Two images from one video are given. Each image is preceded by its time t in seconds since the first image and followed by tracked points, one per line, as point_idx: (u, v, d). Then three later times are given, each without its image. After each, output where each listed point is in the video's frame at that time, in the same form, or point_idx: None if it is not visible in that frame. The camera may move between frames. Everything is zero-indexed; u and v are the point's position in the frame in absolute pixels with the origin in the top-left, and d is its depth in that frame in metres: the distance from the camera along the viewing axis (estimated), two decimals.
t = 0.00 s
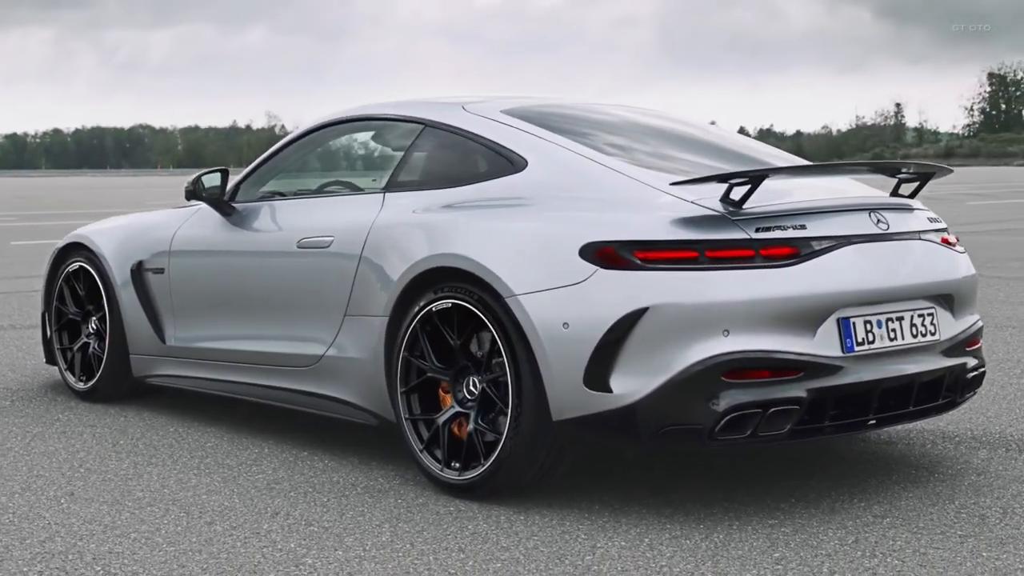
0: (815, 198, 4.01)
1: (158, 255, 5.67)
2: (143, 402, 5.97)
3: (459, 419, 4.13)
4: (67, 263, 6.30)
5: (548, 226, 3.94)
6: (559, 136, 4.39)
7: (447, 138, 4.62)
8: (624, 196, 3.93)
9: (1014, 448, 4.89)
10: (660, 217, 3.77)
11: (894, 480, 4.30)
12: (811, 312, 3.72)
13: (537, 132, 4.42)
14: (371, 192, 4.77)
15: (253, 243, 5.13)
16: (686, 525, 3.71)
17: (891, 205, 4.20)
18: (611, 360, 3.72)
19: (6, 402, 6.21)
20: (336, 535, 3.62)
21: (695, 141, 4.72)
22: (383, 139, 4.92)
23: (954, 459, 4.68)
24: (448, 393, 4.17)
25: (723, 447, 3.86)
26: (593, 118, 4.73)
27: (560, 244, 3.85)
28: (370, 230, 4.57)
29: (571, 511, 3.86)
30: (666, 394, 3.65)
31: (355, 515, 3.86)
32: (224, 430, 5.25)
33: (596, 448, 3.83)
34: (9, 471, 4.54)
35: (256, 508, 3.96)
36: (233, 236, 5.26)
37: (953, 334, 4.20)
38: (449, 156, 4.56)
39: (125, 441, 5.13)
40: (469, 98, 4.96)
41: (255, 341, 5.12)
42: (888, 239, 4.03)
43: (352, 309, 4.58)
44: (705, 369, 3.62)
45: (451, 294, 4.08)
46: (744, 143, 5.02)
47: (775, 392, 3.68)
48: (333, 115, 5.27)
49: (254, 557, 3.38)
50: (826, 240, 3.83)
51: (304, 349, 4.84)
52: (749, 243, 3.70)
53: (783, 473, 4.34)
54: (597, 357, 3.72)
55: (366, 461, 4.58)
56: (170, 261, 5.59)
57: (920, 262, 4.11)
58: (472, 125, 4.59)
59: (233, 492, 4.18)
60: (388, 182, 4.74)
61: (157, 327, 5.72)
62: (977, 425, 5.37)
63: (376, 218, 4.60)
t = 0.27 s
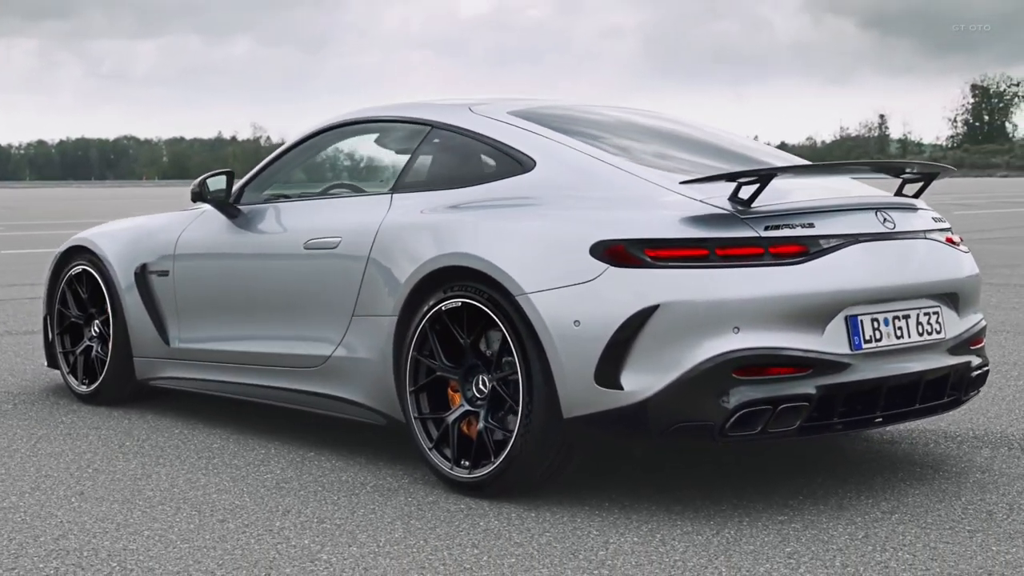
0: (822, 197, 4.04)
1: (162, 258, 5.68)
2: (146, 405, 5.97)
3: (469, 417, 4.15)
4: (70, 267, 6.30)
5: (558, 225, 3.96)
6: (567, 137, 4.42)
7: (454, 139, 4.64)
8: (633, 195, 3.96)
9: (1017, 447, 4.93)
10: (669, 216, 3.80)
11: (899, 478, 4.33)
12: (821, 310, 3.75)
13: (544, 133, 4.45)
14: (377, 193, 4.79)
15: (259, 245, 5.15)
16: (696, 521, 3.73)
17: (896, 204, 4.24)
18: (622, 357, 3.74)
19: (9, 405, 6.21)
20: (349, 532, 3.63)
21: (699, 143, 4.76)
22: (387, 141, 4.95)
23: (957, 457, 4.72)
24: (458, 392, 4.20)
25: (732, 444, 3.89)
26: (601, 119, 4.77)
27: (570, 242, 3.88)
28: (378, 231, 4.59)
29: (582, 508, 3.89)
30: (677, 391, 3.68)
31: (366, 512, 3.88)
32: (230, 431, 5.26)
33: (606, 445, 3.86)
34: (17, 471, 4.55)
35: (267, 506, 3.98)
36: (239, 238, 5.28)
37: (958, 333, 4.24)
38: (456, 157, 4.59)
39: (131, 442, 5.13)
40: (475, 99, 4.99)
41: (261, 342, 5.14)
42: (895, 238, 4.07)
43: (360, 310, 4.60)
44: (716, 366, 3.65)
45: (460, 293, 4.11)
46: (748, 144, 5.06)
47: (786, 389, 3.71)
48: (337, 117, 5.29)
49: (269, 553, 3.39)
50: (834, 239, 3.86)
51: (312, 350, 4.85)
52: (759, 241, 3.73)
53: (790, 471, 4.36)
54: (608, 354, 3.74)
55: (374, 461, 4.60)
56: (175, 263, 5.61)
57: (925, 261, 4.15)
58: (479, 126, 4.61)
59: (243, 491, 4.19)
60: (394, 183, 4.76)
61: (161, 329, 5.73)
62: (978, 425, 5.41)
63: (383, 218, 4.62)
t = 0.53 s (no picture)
0: (827, 193, 4.08)
1: (165, 257, 5.69)
2: (148, 404, 5.98)
3: (476, 412, 4.17)
4: (70, 267, 6.31)
5: (566, 221, 3.99)
6: (573, 134, 4.45)
7: (459, 137, 4.67)
8: (640, 191, 3.99)
9: (1016, 443, 4.97)
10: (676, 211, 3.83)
11: (903, 472, 4.37)
12: (827, 304, 3.79)
13: (549, 130, 4.48)
14: (382, 191, 4.81)
15: (263, 243, 5.16)
16: (704, 513, 3.76)
17: (899, 201, 4.28)
18: (631, 351, 3.77)
19: (9, 404, 6.21)
20: (360, 525, 3.65)
21: (702, 141, 4.79)
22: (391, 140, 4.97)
23: (958, 453, 4.76)
24: (465, 387, 4.22)
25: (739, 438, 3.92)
26: (605, 117, 4.80)
27: (578, 238, 3.91)
28: (384, 228, 4.61)
29: (590, 501, 3.91)
30: (686, 384, 3.71)
31: (375, 506, 3.90)
32: (234, 429, 5.27)
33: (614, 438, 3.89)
34: (23, 468, 4.55)
35: (276, 501, 3.99)
36: (242, 237, 5.29)
37: (960, 328, 4.28)
38: (461, 155, 4.61)
39: (135, 440, 5.14)
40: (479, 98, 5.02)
41: (265, 340, 5.15)
42: (898, 234, 4.11)
43: (366, 306, 4.62)
44: (724, 359, 3.68)
45: (468, 289, 4.14)
46: (749, 142, 5.10)
47: (793, 382, 3.74)
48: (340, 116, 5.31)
49: (283, 545, 3.41)
50: (840, 234, 3.90)
51: (317, 347, 4.87)
52: (766, 236, 3.77)
53: (794, 466, 4.40)
54: (617, 348, 3.77)
55: (380, 457, 4.61)
56: (177, 262, 5.62)
57: (928, 257, 4.19)
58: (484, 124, 4.64)
59: (251, 486, 4.21)
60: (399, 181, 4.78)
61: (164, 328, 5.74)
62: (977, 422, 5.46)
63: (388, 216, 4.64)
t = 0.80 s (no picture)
0: (831, 188, 4.12)
1: (168, 255, 5.71)
2: (150, 402, 5.99)
3: (484, 406, 4.21)
4: (72, 266, 6.32)
5: (573, 215, 4.02)
6: (578, 130, 4.49)
7: (464, 133, 4.70)
8: (647, 186, 4.03)
9: (1016, 437, 5.02)
10: (683, 205, 3.86)
11: (906, 465, 4.41)
12: (833, 297, 3.83)
13: (555, 127, 4.52)
14: (387, 187, 4.83)
15: (266, 240, 5.18)
16: (712, 504, 3.80)
17: (901, 196, 4.33)
18: (639, 344, 3.81)
19: (11, 402, 6.21)
20: (370, 516, 3.68)
21: (706, 137, 4.83)
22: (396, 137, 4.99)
23: (960, 447, 4.80)
24: (472, 381, 4.25)
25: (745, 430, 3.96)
26: (609, 114, 4.84)
27: (586, 232, 3.95)
28: (390, 224, 4.64)
29: (598, 493, 3.95)
30: (693, 376, 3.75)
31: (384, 498, 3.92)
32: (238, 426, 5.29)
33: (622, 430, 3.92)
34: (30, 463, 4.57)
35: (285, 494, 4.02)
36: (246, 234, 5.32)
37: (963, 322, 4.33)
38: (467, 152, 4.64)
39: (139, 436, 5.16)
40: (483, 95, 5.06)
41: (270, 336, 5.17)
42: (902, 228, 4.15)
43: (372, 302, 4.65)
44: (731, 352, 3.72)
45: (476, 283, 4.18)
46: (751, 138, 5.14)
47: (799, 374, 3.78)
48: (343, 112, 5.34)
49: (295, 536, 3.43)
50: (845, 228, 3.94)
51: (322, 343, 4.89)
52: (772, 230, 3.80)
53: (798, 459, 4.44)
54: (626, 340, 3.81)
55: (385, 451, 4.64)
56: (181, 259, 5.64)
57: (931, 251, 4.23)
58: (490, 121, 4.67)
59: (259, 480, 4.23)
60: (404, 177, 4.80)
61: (167, 325, 5.76)
62: (976, 417, 5.51)
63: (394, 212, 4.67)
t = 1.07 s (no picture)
0: (837, 184, 4.16)
1: (173, 254, 5.74)
2: (155, 401, 6.01)
3: (493, 400, 4.24)
4: (76, 266, 6.34)
5: (582, 211, 4.06)
6: (585, 128, 4.53)
7: (471, 131, 4.73)
8: (655, 181, 4.06)
9: (1017, 432, 5.06)
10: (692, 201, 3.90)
11: (911, 459, 4.45)
12: (840, 291, 3.87)
13: (562, 124, 4.55)
14: (394, 185, 4.87)
15: (272, 238, 5.21)
16: (721, 496, 3.83)
17: (906, 192, 4.37)
18: (649, 337, 3.85)
19: (15, 401, 6.23)
20: (383, 509, 3.70)
21: (710, 135, 4.87)
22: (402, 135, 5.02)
23: (962, 441, 4.84)
24: (481, 376, 4.29)
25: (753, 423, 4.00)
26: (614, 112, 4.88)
27: (595, 227, 3.98)
28: (398, 221, 4.67)
29: (607, 486, 3.98)
30: (703, 369, 3.79)
31: (396, 492, 3.95)
32: (244, 423, 5.31)
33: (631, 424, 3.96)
34: (39, 459, 4.58)
35: (297, 488, 4.04)
36: (252, 232, 5.34)
37: (966, 317, 4.37)
38: (474, 149, 4.67)
39: (146, 433, 5.17)
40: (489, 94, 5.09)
41: (276, 334, 5.19)
42: (907, 223, 4.20)
43: (380, 298, 4.68)
44: (740, 345, 3.75)
45: (486, 278, 4.21)
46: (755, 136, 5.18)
47: (808, 367, 3.82)
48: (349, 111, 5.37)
49: (310, 528, 3.46)
50: (852, 223, 3.98)
51: (329, 340, 4.92)
52: (780, 225, 3.84)
53: (804, 453, 4.47)
54: (636, 333, 3.85)
55: (393, 447, 4.67)
56: (187, 258, 5.66)
57: (936, 247, 4.27)
58: (497, 118, 4.71)
59: (270, 475, 4.25)
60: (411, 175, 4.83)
61: (173, 324, 5.78)
62: (977, 413, 5.55)
63: (402, 209, 4.70)
